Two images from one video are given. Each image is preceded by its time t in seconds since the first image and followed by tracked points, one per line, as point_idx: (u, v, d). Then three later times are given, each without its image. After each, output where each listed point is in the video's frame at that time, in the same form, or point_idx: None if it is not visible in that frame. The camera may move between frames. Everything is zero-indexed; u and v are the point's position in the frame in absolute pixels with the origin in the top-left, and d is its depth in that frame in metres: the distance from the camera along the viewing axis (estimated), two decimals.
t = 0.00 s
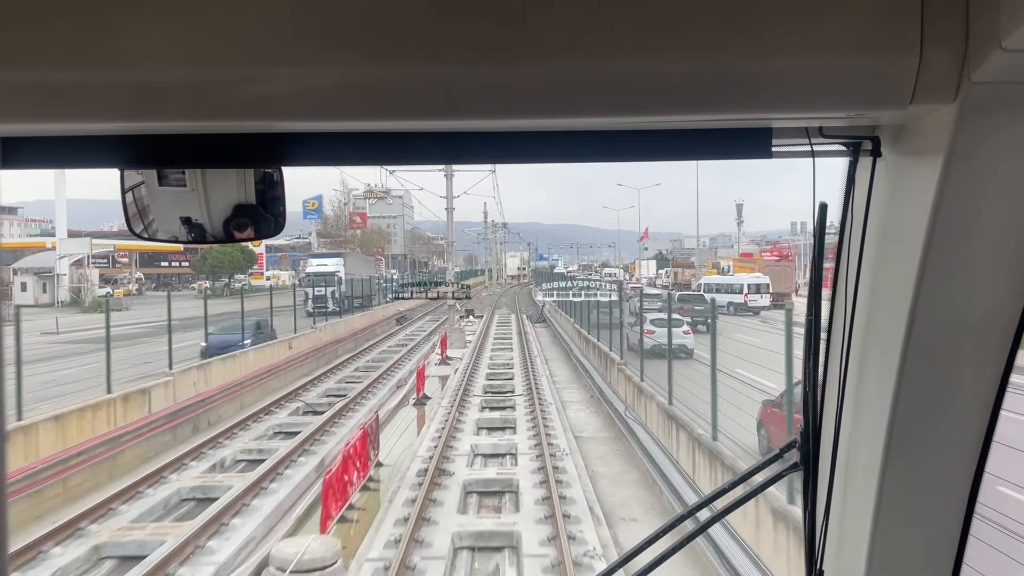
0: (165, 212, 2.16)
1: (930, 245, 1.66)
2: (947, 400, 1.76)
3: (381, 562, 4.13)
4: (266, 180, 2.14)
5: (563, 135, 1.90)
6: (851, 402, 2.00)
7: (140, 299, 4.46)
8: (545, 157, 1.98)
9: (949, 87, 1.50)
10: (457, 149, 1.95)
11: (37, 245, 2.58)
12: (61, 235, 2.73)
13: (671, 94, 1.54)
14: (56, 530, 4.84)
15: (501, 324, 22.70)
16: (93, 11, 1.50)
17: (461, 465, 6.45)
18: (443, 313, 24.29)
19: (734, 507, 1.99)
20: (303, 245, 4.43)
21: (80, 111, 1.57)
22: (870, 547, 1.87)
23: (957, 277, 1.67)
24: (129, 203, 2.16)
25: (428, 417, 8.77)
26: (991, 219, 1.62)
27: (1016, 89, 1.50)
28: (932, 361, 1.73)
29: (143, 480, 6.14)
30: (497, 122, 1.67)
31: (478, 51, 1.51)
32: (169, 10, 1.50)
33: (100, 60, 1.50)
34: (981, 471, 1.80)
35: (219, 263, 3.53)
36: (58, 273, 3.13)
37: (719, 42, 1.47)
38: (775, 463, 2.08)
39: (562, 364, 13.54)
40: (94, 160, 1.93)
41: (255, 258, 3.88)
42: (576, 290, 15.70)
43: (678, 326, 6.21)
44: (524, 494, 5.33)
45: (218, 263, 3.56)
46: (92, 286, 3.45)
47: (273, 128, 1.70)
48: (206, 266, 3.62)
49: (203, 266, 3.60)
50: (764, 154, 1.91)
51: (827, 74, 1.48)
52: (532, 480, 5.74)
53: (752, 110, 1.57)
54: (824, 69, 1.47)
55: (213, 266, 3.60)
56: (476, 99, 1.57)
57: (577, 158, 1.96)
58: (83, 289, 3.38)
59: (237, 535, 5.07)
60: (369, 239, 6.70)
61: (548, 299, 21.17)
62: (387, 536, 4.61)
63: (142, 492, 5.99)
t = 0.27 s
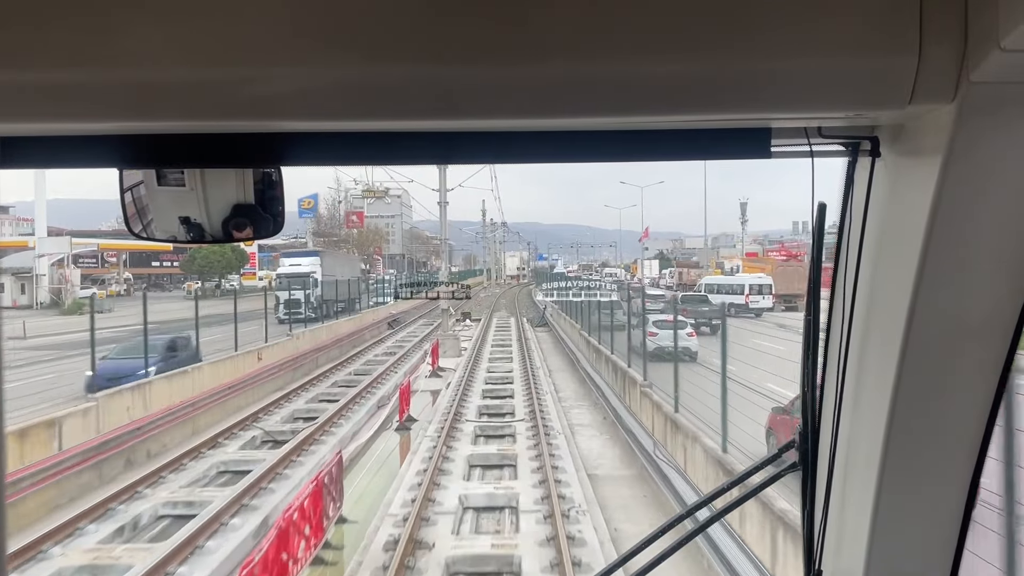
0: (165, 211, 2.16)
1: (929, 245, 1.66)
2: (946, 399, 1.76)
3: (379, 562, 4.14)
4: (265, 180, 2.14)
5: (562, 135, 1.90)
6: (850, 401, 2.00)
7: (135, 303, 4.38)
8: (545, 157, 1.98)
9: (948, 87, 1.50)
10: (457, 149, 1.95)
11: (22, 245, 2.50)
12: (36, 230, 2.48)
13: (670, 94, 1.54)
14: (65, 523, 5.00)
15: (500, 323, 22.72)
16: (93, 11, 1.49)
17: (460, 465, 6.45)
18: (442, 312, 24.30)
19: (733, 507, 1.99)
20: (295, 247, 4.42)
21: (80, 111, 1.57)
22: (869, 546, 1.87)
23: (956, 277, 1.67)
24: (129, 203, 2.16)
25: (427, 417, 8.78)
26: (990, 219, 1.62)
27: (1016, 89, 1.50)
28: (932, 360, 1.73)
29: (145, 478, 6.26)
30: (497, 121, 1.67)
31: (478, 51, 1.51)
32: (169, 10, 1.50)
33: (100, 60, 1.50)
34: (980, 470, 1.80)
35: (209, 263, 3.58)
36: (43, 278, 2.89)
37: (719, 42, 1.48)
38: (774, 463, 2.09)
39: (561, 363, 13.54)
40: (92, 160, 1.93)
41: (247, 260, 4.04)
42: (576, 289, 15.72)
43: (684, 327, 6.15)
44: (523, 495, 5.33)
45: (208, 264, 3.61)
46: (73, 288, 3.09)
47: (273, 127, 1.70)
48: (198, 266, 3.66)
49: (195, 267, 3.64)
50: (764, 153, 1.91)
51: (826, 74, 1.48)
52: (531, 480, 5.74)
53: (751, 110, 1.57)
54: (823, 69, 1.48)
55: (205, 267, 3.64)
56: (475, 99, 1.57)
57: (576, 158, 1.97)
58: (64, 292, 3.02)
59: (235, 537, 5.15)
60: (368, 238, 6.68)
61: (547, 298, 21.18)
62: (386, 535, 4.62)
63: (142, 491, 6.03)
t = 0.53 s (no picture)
0: (167, 211, 2.16)
1: (929, 246, 1.66)
2: (947, 401, 1.76)
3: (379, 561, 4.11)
4: (266, 180, 2.14)
5: (562, 135, 1.90)
6: (851, 402, 2.00)
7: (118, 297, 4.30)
8: (545, 157, 1.98)
9: (950, 87, 1.50)
10: (458, 149, 1.95)
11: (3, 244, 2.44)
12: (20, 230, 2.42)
13: (671, 94, 1.54)
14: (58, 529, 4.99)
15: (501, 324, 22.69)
16: (94, 12, 1.50)
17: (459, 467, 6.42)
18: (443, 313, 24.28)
19: (733, 507, 1.99)
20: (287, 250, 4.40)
21: (80, 111, 1.57)
22: (870, 547, 1.87)
23: (957, 278, 1.67)
24: (129, 203, 2.14)
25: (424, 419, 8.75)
26: (991, 221, 1.62)
27: (1017, 89, 1.49)
28: (932, 361, 1.73)
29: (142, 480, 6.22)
30: (497, 121, 1.67)
31: (478, 51, 1.51)
32: (169, 10, 1.50)
33: (100, 59, 1.50)
34: (981, 472, 1.80)
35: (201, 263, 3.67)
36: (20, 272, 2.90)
37: (719, 42, 1.47)
38: (775, 463, 2.09)
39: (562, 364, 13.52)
40: (93, 160, 1.93)
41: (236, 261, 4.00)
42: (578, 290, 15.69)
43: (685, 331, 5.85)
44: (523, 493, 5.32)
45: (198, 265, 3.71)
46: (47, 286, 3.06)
47: (273, 127, 1.70)
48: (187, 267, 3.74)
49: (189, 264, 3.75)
50: (764, 153, 1.91)
51: (827, 74, 1.48)
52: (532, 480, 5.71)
53: (752, 110, 1.57)
54: (823, 69, 1.47)
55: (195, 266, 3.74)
56: (476, 99, 1.57)
57: (576, 157, 1.96)
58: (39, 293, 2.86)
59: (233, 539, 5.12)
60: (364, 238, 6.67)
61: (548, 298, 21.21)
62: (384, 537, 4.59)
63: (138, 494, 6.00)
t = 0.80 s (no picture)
0: (167, 211, 2.16)
1: (929, 246, 1.67)
2: (946, 400, 1.77)
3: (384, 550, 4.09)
4: (266, 180, 2.15)
5: (561, 135, 1.91)
6: (850, 401, 2.01)
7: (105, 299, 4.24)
8: (546, 156, 1.99)
9: (949, 87, 1.51)
10: (459, 149, 1.96)
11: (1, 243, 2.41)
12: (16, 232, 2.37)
13: (670, 94, 1.55)
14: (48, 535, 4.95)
15: (500, 324, 22.66)
16: (94, 11, 1.50)
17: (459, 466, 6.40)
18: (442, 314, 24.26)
19: (733, 507, 1.99)
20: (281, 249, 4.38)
21: (80, 111, 1.57)
22: (870, 545, 1.88)
23: (957, 277, 1.68)
24: (129, 203, 2.15)
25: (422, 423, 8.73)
26: (991, 219, 1.63)
27: (1017, 89, 1.51)
28: (932, 359, 1.74)
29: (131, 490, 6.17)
30: (498, 121, 1.67)
31: (479, 51, 1.51)
32: (169, 10, 1.51)
33: (99, 59, 1.50)
34: (981, 470, 1.81)
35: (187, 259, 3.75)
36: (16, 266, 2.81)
37: (719, 42, 1.48)
38: (774, 463, 2.10)
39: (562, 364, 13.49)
40: (92, 159, 1.93)
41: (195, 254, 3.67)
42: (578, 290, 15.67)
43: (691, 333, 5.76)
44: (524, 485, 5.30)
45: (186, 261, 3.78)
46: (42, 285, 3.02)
47: (273, 127, 1.70)
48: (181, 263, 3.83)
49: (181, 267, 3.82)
50: (764, 153, 1.92)
51: (825, 74, 1.49)
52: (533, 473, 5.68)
53: (751, 110, 1.58)
54: (821, 69, 1.49)
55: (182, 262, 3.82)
56: (477, 99, 1.58)
57: (576, 157, 1.97)
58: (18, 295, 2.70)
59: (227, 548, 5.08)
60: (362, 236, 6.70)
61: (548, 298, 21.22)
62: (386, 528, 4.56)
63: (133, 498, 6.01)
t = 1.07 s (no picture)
0: (166, 211, 2.16)
1: (929, 246, 1.67)
2: (946, 399, 1.77)
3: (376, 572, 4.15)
4: (265, 180, 2.15)
5: (560, 134, 1.91)
6: (850, 402, 2.01)
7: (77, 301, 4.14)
8: (548, 156, 1.99)
9: (948, 87, 1.51)
10: (461, 148, 1.96)
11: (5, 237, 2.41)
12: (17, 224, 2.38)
13: (667, 94, 1.55)
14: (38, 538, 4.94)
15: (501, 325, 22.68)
16: (93, 10, 1.50)
17: (457, 474, 6.39)
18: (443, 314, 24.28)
19: (732, 506, 1.99)
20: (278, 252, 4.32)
21: (79, 110, 1.57)
22: (869, 545, 1.88)
23: (957, 276, 1.68)
24: (129, 202, 2.17)
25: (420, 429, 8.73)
26: (990, 218, 1.63)
27: (1017, 88, 1.50)
28: (932, 357, 1.74)
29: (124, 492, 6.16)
30: (500, 120, 1.67)
31: (481, 49, 1.51)
32: (167, 11, 1.51)
33: (103, 59, 1.50)
34: (981, 471, 1.81)
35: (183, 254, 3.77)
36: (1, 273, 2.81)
37: (720, 41, 1.48)
38: (774, 461, 2.10)
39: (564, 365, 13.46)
40: (92, 160, 1.93)
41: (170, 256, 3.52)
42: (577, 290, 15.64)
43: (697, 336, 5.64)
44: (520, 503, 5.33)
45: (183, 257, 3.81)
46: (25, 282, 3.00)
47: (272, 127, 1.71)
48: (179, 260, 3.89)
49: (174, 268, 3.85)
50: (764, 153, 1.92)
51: (823, 75, 1.49)
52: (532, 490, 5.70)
53: (752, 109, 1.58)
54: (816, 70, 1.49)
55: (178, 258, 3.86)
56: (478, 98, 1.58)
57: (576, 157, 1.98)
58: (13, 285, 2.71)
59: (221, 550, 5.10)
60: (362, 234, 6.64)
61: (550, 301, 21.27)
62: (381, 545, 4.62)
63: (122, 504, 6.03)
